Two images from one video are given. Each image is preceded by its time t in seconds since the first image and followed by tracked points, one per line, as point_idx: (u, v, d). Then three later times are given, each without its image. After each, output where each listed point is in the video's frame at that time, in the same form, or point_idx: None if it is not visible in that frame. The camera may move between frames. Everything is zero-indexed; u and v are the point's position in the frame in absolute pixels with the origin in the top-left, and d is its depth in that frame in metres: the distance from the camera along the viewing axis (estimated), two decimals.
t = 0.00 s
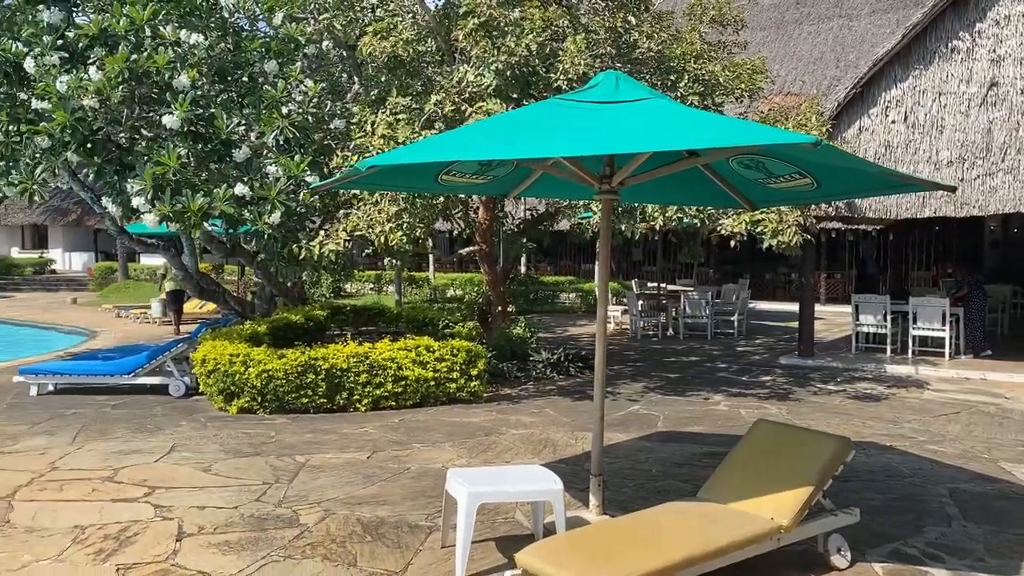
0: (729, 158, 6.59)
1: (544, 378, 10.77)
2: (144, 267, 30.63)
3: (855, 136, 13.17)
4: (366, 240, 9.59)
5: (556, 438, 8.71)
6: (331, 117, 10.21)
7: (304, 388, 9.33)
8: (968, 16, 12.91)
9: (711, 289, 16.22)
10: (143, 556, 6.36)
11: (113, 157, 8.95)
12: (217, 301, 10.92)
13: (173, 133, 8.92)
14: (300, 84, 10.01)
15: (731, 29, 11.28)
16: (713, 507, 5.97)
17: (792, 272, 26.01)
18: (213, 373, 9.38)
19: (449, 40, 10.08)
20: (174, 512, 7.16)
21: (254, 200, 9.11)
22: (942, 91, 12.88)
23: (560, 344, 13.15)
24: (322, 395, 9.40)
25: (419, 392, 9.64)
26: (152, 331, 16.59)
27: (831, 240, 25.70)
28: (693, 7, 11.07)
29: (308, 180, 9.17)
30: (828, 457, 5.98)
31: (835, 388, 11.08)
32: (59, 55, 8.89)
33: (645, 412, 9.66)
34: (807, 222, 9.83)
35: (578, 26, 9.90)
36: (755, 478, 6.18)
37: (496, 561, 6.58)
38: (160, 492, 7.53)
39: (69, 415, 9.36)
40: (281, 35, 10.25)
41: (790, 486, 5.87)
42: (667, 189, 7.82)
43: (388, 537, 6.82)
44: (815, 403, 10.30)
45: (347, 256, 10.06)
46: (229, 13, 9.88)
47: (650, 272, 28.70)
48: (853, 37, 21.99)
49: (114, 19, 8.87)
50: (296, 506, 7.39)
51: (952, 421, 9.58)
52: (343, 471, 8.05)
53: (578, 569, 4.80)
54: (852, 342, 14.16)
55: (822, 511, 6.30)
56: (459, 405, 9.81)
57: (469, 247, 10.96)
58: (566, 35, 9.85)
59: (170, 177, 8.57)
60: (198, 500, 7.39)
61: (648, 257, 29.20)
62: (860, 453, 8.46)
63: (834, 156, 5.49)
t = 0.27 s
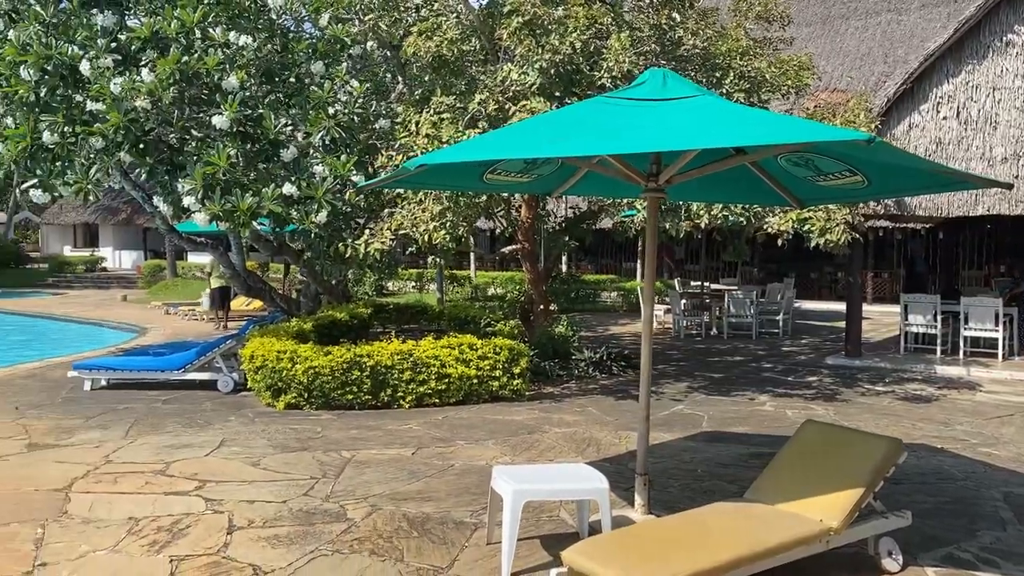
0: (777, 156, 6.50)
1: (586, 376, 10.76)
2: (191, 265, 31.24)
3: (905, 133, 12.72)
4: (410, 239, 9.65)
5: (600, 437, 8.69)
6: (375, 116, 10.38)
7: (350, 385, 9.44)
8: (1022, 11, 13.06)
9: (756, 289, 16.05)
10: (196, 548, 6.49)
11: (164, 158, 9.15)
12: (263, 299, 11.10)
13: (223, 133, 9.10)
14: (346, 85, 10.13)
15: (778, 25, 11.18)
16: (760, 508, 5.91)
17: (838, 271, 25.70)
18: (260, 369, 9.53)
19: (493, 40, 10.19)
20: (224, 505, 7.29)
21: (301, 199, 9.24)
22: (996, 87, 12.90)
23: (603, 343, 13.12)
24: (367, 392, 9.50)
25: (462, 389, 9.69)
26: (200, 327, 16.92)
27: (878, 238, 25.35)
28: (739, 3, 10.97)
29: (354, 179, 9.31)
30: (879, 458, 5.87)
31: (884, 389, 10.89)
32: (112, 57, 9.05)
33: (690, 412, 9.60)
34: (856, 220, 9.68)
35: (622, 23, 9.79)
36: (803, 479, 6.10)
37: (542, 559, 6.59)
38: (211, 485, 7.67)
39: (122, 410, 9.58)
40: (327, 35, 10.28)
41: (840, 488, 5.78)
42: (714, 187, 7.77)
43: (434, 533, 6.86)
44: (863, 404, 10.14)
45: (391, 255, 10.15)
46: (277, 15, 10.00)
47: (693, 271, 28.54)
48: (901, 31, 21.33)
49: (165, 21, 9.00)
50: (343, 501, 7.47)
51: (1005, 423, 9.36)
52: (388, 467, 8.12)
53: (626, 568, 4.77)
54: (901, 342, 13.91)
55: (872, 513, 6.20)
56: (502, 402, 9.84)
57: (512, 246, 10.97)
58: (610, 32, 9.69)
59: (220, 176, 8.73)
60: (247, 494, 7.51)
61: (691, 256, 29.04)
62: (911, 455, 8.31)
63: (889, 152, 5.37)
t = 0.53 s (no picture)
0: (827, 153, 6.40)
1: (629, 376, 10.72)
2: (236, 262, 31.73)
3: (958, 128, 12.53)
4: (453, 238, 9.66)
5: (644, 436, 8.64)
6: (419, 116, 10.46)
7: (394, 382, 9.52)
8: None
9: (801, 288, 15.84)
10: (246, 541, 6.59)
11: (214, 158, 9.20)
12: (308, 296, 11.27)
13: (271, 133, 9.24)
14: (390, 85, 10.21)
15: (826, 20, 10.97)
16: (809, 510, 5.82)
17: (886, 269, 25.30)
18: (307, 365, 9.67)
19: (536, 38, 10.19)
20: (273, 500, 7.39)
21: (347, 198, 9.33)
22: None
23: (646, 342, 13.06)
24: (411, 389, 9.57)
25: (504, 387, 9.71)
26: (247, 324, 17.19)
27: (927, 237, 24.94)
28: None
29: (398, 178, 9.39)
30: (932, 460, 5.75)
31: (934, 390, 10.67)
32: (162, 59, 9.17)
33: (735, 412, 9.51)
34: (906, 219, 9.51)
35: (666, 20, 9.72)
36: (853, 481, 5.99)
37: (588, 558, 6.57)
38: (259, 480, 7.78)
39: (172, 405, 9.77)
40: (372, 35, 10.36)
41: (892, 489, 5.67)
42: (762, 184, 7.68)
43: (479, 530, 6.88)
44: (913, 405, 9.94)
45: (434, 253, 10.21)
46: (323, 16, 10.08)
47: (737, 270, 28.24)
48: (952, 25, 20.97)
49: (215, 23, 9.12)
50: (388, 497, 7.53)
51: None
52: (433, 464, 8.16)
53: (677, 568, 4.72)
54: (952, 343, 13.62)
55: (925, 516, 6.08)
56: (545, 401, 9.84)
57: (554, 244, 10.99)
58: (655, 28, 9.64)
59: (268, 176, 8.85)
60: (295, 489, 7.60)
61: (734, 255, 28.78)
62: (964, 458, 8.13)
63: (945, 148, 5.23)
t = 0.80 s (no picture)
0: (879, 150, 6.28)
1: (673, 375, 10.66)
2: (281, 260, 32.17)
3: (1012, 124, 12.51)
4: (496, 236, 9.66)
5: (689, 436, 8.58)
6: (463, 114, 10.50)
7: (438, 379, 9.58)
8: None
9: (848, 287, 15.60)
10: (295, 535, 6.68)
11: (262, 156, 9.36)
12: (352, 293, 11.37)
13: (318, 133, 9.35)
14: (434, 84, 10.26)
15: (875, 14, 10.79)
16: (861, 513, 5.71)
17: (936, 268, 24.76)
18: (352, 362, 9.79)
19: (580, 35, 10.15)
20: (320, 494, 7.47)
21: (392, 196, 9.40)
22: None
23: (690, 341, 12.98)
24: (455, 386, 9.62)
25: (547, 385, 9.70)
26: (293, 321, 17.44)
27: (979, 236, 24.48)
28: None
29: (442, 176, 9.40)
30: (989, 462, 5.61)
31: (987, 392, 10.41)
32: (212, 59, 9.32)
33: (782, 413, 9.41)
34: (959, 217, 9.30)
35: (712, 15, 9.69)
36: (906, 484, 5.87)
37: (635, 557, 6.53)
38: (307, 475, 7.86)
39: (220, 400, 9.94)
40: (416, 35, 10.46)
41: (948, 493, 5.53)
42: (811, 181, 7.57)
43: (525, 527, 6.87)
44: (966, 407, 9.73)
45: (477, 251, 10.26)
46: (368, 15, 10.18)
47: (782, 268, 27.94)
48: (1007, 18, 20.61)
49: (263, 24, 9.25)
50: (434, 493, 7.56)
51: None
52: (477, 462, 8.17)
53: (726, 570, 4.66)
54: (1005, 344, 13.30)
55: (981, 520, 5.94)
56: (588, 400, 9.80)
57: (597, 242, 10.99)
58: (701, 25, 9.52)
59: (315, 175, 8.96)
60: (342, 484, 7.68)
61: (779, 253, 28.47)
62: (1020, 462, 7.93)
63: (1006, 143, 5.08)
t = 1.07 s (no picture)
0: (935, 146, 6.14)
1: (719, 375, 10.57)
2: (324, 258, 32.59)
3: None
4: (541, 234, 9.68)
5: (736, 437, 8.49)
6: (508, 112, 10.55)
7: (481, 376, 9.61)
8: None
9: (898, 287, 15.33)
10: (344, 529, 6.75)
11: (309, 156, 9.48)
12: (396, 290, 11.45)
13: (364, 132, 9.45)
14: (479, 82, 10.30)
15: (928, 7, 10.62)
16: (916, 516, 5.57)
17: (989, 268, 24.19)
18: (397, 359, 9.89)
19: (626, 32, 10.11)
20: (367, 489, 7.53)
21: (437, 195, 9.43)
22: None
23: (736, 341, 12.87)
24: (498, 384, 9.64)
25: (591, 384, 9.68)
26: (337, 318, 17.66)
27: None
28: None
29: (486, 174, 9.45)
30: None
31: None
32: (262, 60, 9.46)
33: (831, 414, 9.27)
34: (1017, 216, 9.04)
35: (759, 11, 9.63)
36: (963, 489, 5.71)
37: (682, 557, 6.49)
38: (354, 470, 7.94)
39: (268, 395, 10.10)
40: (461, 34, 10.57)
41: (1008, 499, 5.37)
42: (864, 178, 7.44)
43: (572, 526, 6.83)
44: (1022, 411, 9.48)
45: (521, 249, 10.29)
46: (414, 15, 10.23)
47: (829, 267, 27.57)
48: None
49: (311, 24, 9.38)
50: (480, 490, 7.56)
51: None
52: (523, 459, 8.17)
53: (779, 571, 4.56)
54: None
55: None
56: (633, 399, 9.76)
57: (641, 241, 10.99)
58: (749, 21, 9.58)
59: (362, 173, 9.03)
60: (388, 479, 7.73)
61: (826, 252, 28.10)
62: None
63: None
